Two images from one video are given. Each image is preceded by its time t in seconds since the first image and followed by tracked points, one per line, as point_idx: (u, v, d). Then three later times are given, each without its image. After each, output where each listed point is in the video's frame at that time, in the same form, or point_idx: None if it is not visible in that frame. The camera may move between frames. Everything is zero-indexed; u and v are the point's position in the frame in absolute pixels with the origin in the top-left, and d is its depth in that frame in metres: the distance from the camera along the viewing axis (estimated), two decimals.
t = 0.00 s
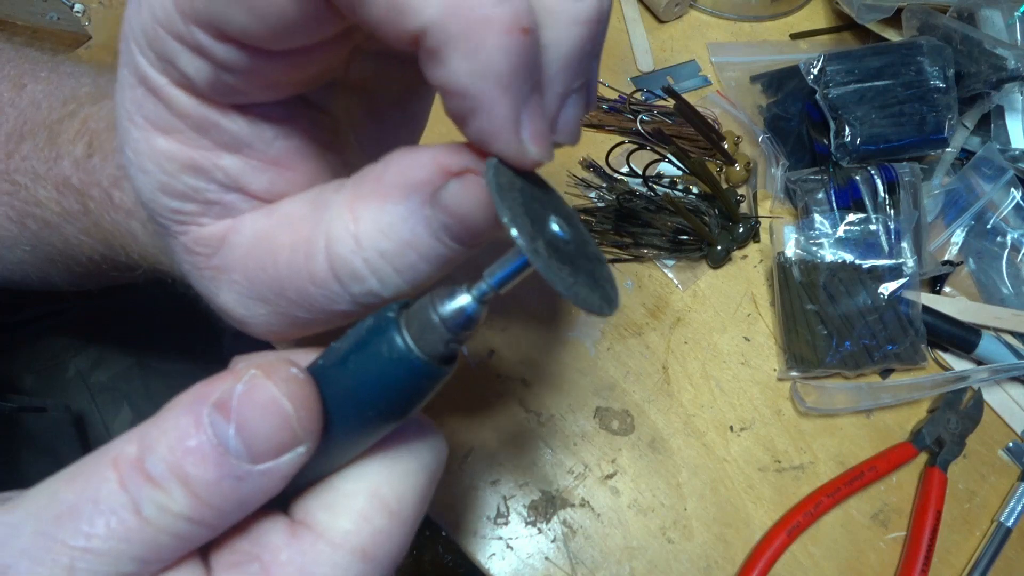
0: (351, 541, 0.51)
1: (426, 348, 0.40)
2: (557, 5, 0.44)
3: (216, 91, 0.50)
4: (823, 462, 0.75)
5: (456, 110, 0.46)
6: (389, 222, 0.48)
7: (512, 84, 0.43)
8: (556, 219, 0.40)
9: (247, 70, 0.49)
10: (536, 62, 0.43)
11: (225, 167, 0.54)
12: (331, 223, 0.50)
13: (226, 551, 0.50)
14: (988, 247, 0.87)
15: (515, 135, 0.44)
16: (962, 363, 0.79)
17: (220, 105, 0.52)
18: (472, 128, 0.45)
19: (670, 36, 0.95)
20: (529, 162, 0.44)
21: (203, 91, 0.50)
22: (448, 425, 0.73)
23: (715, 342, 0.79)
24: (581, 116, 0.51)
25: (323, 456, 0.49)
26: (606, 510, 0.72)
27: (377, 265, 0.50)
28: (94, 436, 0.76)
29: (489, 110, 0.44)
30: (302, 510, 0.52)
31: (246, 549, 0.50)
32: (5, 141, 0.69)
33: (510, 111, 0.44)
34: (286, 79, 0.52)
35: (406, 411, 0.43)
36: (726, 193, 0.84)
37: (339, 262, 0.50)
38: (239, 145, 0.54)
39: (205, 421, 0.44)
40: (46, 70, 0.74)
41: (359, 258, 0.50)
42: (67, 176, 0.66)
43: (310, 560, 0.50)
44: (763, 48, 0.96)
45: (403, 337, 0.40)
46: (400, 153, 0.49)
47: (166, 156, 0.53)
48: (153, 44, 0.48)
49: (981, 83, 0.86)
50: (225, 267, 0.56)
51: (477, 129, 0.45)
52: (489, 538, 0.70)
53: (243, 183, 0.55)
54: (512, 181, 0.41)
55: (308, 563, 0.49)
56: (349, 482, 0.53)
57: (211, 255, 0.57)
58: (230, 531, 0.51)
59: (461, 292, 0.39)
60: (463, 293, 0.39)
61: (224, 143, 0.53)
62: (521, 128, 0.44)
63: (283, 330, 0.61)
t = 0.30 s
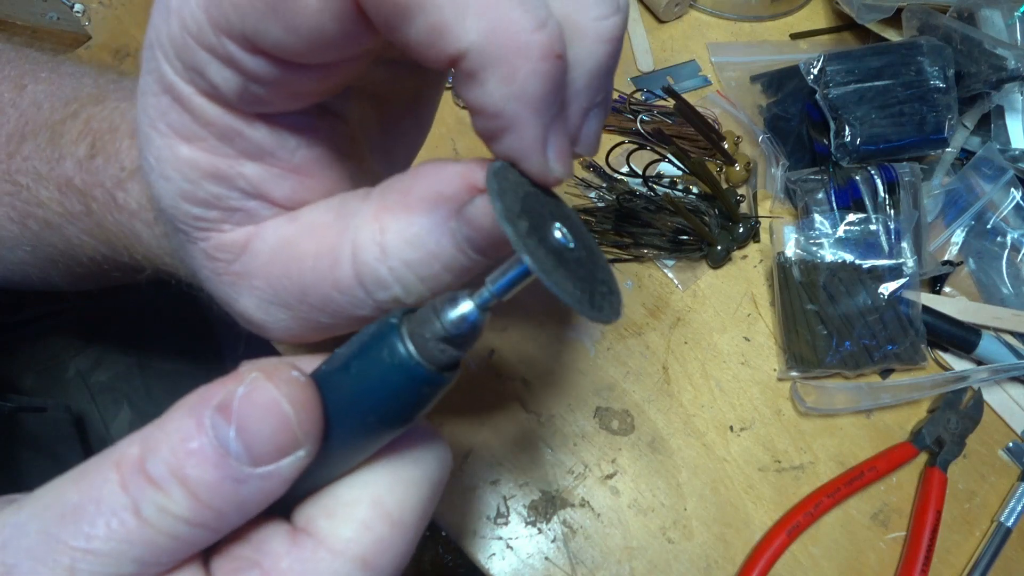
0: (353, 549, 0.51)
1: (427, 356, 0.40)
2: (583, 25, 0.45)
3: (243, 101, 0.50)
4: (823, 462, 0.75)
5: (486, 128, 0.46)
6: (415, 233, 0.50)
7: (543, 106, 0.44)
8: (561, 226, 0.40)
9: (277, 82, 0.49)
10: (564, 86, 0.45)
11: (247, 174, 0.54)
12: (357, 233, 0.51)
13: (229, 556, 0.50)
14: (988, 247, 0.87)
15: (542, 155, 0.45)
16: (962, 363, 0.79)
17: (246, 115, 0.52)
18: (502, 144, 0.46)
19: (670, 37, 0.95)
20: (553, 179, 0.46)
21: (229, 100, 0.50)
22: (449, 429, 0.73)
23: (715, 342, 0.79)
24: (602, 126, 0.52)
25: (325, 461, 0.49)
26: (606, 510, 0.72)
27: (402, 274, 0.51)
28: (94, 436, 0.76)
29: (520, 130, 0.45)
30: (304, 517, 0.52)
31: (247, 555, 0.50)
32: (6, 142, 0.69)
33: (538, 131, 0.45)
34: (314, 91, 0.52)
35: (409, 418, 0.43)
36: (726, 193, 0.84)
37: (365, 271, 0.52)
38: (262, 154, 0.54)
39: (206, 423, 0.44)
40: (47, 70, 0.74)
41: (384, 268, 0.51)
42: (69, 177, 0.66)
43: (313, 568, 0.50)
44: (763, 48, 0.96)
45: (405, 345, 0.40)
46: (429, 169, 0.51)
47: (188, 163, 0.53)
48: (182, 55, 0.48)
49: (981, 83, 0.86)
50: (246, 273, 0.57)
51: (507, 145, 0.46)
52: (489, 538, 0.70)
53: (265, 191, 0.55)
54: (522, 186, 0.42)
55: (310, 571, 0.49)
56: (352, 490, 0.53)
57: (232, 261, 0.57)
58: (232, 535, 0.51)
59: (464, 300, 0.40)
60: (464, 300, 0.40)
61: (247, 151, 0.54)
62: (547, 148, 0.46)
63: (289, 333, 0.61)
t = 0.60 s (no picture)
0: (357, 551, 0.51)
1: (430, 358, 0.40)
2: (592, 30, 0.45)
3: (250, 103, 0.50)
4: (823, 462, 0.75)
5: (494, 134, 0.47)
6: (419, 234, 0.49)
7: (550, 112, 0.44)
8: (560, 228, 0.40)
9: (284, 84, 0.49)
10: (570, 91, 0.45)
11: (251, 176, 0.54)
12: (361, 233, 0.51)
13: (233, 557, 0.50)
14: (988, 247, 0.87)
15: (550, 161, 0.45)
16: (962, 363, 0.79)
17: (251, 117, 0.52)
18: (508, 150, 0.46)
19: (670, 36, 0.95)
20: (559, 185, 0.46)
21: (236, 102, 0.50)
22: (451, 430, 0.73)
23: (715, 342, 0.79)
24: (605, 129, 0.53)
25: (328, 463, 0.49)
26: (606, 510, 0.72)
27: (406, 275, 0.51)
28: (94, 436, 0.76)
29: (528, 136, 0.45)
30: (308, 518, 0.52)
31: (251, 556, 0.50)
32: (6, 142, 0.69)
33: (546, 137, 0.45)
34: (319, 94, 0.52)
35: (413, 420, 0.43)
36: (726, 193, 0.84)
37: (368, 271, 0.52)
38: (267, 156, 0.54)
39: (212, 424, 0.44)
40: (47, 70, 0.74)
41: (387, 267, 0.51)
42: (69, 177, 0.66)
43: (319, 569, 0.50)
44: (763, 48, 0.96)
45: (408, 348, 0.40)
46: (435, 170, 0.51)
47: (192, 163, 0.53)
48: (191, 57, 0.48)
49: (981, 83, 0.86)
50: (246, 272, 0.56)
51: (514, 151, 0.46)
52: (489, 538, 0.70)
53: (268, 192, 0.55)
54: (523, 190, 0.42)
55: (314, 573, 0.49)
56: (355, 492, 0.53)
57: (233, 261, 0.57)
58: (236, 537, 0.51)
59: (465, 302, 0.40)
60: (465, 302, 0.40)
61: (252, 153, 0.54)
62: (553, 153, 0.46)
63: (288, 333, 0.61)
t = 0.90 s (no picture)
0: (355, 552, 0.51)
1: (429, 362, 0.40)
2: (587, 28, 0.45)
3: (249, 109, 0.50)
4: (823, 462, 0.75)
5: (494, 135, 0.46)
6: (424, 238, 0.50)
7: (553, 114, 0.44)
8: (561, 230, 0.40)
9: (284, 89, 0.49)
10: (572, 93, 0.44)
11: (253, 182, 0.54)
12: (367, 237, 0.51)
13: (230, 559, 0.50)
14: (988, 246, 0.87)
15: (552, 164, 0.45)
16: (963, 363, 0.79)
17: (252, 122, 0.52)
18: (508, 152, 0.46)
19: (670, 37, 0.95)
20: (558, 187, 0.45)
21: (235, 107, 0.50)
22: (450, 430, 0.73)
23: (715, 342, 0.79)
24: (601, 126, 0.54)
25: (326, 466, 0.49)
26: (606, 510, 0.72)
27: (412, 276, 0.51)
28: (94, 436, 0.76)
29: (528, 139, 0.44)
30: (306, 520, 0.52)
31: (249, 558, 0.50)
32: (6, 144, 0.69)
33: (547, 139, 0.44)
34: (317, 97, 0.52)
35: (413, 422, 0.43)
36: (726, 193, 0.84)
37: (375, 274, 0.52)
38: (268, 162, 0.54)
39: (210, 426, 0.44)
40: (46, 72, 0.74)
41: (393, 270, 0.51)
42: (70, 180, 0.66)
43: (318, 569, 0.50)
44: (763, 48, 0.96)
45: (407, 349, 0.40)
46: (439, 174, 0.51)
47: (194, 171, 0.53)
48: (188, 65, 0.47)
49: (981, 83, 0.86)
50: (254, 277, 0.57)
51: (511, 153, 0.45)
52: (489, 538, 0.70)
53: (271, 199, 0.55)
54: (522, 190, 0.41)
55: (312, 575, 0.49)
56: (354, 495, 0.53)
57: (239, 265, 0.57)
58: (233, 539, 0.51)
59: (465, 304, 0.40)
60: (466, 304, 0.40)
61: (253, 159, 0.54)
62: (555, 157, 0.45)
63: (288, 335, 0.61)
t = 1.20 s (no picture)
0: (361, 557, 0.51)
1: (437, 367, 0.40)
2: None
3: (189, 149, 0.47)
4: (823, 462, 0.75)
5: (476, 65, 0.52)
6: (380, 275, 0.51)
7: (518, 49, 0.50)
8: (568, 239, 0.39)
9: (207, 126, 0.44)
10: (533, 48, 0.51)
11: (218, 216, 0.52)
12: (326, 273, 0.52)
13: (238, 562, 0.50)
14: (988, 246, 0.87)
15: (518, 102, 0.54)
16: (962, 363, 0.79)
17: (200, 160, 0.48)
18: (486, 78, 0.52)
19: (670, 37, 0.95)
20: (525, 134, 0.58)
21: (175, 149, 0.46)
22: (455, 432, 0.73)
23: (715, 342, 0.79)
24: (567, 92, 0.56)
25: (334, 471, 0.49)
26: (606, 510, 0.72)
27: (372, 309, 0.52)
28: (93, 436, 0.76)
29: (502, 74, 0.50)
30: (314, 525, 0.53)
31: (258, 561, 0.50)
32: (6, 149, 0.69)
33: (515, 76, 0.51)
34: (267, 127, 0.48)
35: (419, 428, 0.43)
36: (726, 193, 0.84)
37: (336, 311, 0.52)
38: (229, 195, 0.51)
39: (219, 430, 0.45)
40: (45, 75, 0.74)
41: (354, 307, 0.52)
42: (73, 188, 0.66)
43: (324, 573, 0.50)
44: (763, 48, 0.96)
45: (415, 355, 0.41)
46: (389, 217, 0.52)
47: (163, 210, 0.51)
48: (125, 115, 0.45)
49: (981, 83, 0.86)
50: (229, 307, 0.56)
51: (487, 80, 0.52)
52: (490, 540, 0.70)
53: (240, 230, 0.54)
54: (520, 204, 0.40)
55: None
56: (361, 499, 0.53)
57: (214, 297, 0.56)
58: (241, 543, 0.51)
59: (473, 312, 0.39)
60: (474, 312, 0.39)
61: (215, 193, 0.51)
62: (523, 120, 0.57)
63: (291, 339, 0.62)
